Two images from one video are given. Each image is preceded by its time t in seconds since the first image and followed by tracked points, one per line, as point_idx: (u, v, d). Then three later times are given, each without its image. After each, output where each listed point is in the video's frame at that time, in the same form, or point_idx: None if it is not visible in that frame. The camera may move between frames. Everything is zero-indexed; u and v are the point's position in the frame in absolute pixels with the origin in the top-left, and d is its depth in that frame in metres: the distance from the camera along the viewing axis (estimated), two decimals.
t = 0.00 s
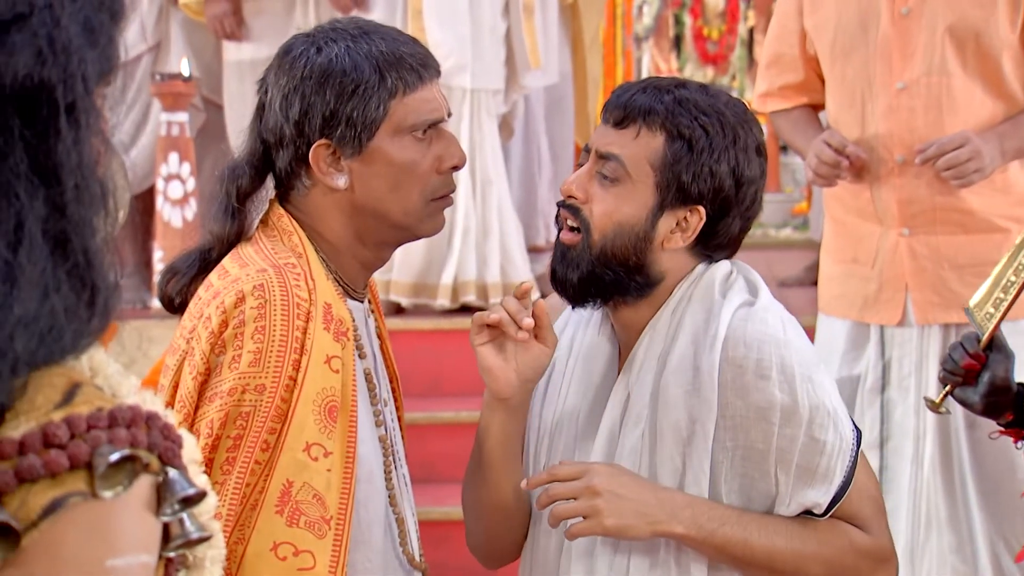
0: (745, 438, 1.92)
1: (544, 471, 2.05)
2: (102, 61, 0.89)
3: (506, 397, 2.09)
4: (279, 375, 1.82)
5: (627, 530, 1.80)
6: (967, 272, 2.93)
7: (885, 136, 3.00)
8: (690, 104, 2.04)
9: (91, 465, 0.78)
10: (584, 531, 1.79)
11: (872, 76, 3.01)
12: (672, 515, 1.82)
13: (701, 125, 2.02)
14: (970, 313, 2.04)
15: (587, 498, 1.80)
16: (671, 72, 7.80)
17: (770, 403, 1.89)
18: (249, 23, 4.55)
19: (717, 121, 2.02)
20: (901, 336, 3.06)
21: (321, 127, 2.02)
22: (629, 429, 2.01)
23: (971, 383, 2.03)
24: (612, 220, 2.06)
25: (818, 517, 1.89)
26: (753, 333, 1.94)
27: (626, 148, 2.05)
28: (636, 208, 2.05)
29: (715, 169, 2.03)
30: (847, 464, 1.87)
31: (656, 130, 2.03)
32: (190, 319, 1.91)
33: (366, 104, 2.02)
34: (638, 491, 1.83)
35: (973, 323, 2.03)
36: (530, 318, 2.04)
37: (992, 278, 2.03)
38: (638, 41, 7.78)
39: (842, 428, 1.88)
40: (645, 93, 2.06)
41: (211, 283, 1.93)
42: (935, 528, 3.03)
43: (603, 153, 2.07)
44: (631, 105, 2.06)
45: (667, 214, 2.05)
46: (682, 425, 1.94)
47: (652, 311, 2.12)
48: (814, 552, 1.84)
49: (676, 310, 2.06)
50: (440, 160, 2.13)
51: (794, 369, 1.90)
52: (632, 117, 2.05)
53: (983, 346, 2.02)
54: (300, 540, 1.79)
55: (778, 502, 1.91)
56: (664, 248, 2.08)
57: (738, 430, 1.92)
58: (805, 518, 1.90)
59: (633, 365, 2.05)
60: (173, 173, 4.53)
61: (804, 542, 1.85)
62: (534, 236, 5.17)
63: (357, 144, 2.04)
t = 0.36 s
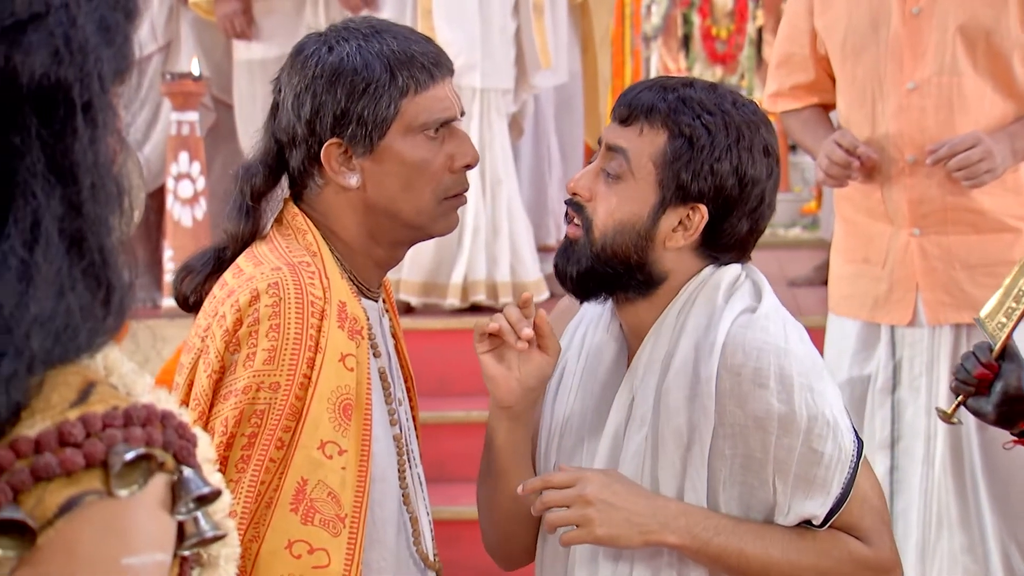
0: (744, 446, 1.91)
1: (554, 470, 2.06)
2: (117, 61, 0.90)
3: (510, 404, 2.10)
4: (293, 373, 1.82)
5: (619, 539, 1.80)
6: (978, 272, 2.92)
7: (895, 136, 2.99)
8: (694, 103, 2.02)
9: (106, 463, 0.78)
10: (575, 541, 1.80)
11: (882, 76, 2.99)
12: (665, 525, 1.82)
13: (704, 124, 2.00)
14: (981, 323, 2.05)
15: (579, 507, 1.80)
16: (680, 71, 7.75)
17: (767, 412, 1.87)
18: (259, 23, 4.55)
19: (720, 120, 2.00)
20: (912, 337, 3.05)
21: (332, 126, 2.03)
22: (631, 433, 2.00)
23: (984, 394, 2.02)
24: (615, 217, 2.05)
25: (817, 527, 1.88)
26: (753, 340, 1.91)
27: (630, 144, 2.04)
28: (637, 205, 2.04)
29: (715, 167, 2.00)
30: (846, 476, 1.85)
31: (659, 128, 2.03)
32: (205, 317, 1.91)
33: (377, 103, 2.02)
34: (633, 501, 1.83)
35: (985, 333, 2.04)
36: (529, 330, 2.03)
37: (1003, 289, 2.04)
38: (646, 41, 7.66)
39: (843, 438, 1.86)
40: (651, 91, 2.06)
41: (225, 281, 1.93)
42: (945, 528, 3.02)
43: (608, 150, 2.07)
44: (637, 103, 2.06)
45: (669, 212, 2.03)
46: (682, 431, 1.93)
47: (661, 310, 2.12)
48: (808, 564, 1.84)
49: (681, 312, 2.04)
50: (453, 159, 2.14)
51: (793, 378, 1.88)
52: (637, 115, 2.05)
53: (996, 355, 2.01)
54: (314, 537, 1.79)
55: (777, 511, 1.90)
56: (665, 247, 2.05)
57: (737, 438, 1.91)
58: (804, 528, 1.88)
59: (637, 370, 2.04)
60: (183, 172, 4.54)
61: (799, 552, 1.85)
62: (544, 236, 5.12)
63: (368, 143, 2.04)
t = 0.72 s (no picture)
0: (745, 447, 1.86)
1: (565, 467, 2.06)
2: (139, 61, 0.90)
3: (515, 405, 2.11)
4: (309, 373, 1.82)
5: (616, 536, 1.78)
6: (988, 271, 2.89)
7: (904, 136, 2.98)
8: (699, 98, 2.00)
9: (131, 463, 0.78)
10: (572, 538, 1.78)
11: (891, 77, 2.98)
12: (662, 523, 1.79)
13: (709, 119, 1.97)
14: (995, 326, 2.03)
15: (577, 504, 1.78)
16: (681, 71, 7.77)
17: (767, 412, 1.82)
18: (265, 22, 4.56)
19: (725, 117, 1.97)
20: (921, 337, 3.04)
21: (345, 127, 2.03)
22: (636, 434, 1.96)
23: (996, 395, 2.01)
24: (615, 210, 2.03)
25: (819, 528, 1.82)
26: (753, 338, 1.86)
27: (635, 137, 2.02)
28: (637, 198, 2.01)
29: (715, 163, 1.96)
30: (847, 476, 1.79)
31: (664, 122, 2.01)
32: (220, 316, 1.91)
33: (390, 103, 2.02)
34: (624, 496, 1.80)
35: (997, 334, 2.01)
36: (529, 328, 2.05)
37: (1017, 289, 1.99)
38: (648, 40, 7.71)
39: (844, 438, 1.79)
40: (659, 85, 2.04)
41: (241, 281, 1.93)
42: (955, 527, 3.00)
43: (614, 144, 2.06)
44: (645, 97, 2.05)
45: (670, 205, 2.00)
46: (684, 430, 1.90)
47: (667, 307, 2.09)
48: (808, 565, 1.79)
49: (685, 311, 2.00)
50: (467, 159, 2.13)
51: (792, 378, 1.82)
52: (643, 109, 2.03)
53: (1009, 357, 1.99)
54: (329, 538, 1.79)
55: (779, 512, 1.85)
56: (664, 242, 2.02)
57: (738, 438, 1.87)
58: (806, 529, 1.84)
59: (641, 370, 2.00)
60: (188, 173, 4.55)
61: (801, 552, 1.80)
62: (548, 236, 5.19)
63: (382, 143, 2.04)
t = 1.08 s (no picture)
0: (758, 448, 1.86)
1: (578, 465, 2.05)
2: (166, 61, 0.89)
3: (522, 403, 2.11)
4: (322, 373, 1.81)
5: (628, 540, 1.76)
6: (995, 272, 2.89)
7: (911, 136, 2.97)
8: (711, 97, 1.99)
9: (162, 465, 0.78)
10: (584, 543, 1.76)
11: (898, 77, 2.97)
12: (676, 526, 1.77)
13: (720, 118, 1.96)
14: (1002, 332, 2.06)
15: (589, 508, 1.77)
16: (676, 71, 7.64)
17: (779, 413, 1.81)
18: (266, 20, 4.55)
19: (737, 117, 1.96)
20: (928, 337, 3.03)
21: (356, 127, 2.03)
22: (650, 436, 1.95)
23: (1005, 401, 2.02)
24: (623, 205, 2.03)
25: (834, 530, 1.81)
26: (765, 339, 1.85)
27: (646, 134, 2.02)
28: (646, 195, 2.01)
29: (723, 161, 1.95)
30: (862, 478, 1.78)
31: (675, 120, 2.00)
32: (233, 317, 1.91)
33: (401, 102, 2.02)
34: (637, 499, 1.78)
35: (1005, 340, 2.05)
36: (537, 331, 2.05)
37: None
38: (643, 40, 7.54)
39: (857, 440, 1.78)
40: (673, 81, 2.04)
41: (254, 281, 1.93)
42: (962, 527, 3.00)
43: (625, 141, 2.06)
44: (659, 94, 2.04)
45: (677, 202, 1.99)
46: (697, 432, 1.89)
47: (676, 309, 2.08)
48: (825, 567, 1.79)
49: (699, 312, 1.99)
50: (479, 158, 2.13)
51: (805, 378, 1.81)
52: (655, 107, 2.03)
53: (1017, 362, 2.01)
54: (342, 540, 1.78)
55: (794, 514, 1.84)
56: (670, 241, 2.00)
57: (751, 439, 1.86)
58: (819, 531, 1.83)
59: (655, 372, 1.99)
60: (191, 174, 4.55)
61: (815, 554, 1.79)
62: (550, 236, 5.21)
63: (392, 143, 2.03)
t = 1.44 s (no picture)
0: (760, 447, 1.86)
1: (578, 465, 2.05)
2: (179, 60, 0.89)
3: (520, 403, 2.10)
4: (318, 374, 1.81)
5: (631, 540, 1.76)
6: (987, 272, 2.90)
7: (902, 136, 2.97)
8: (704, 96, 1.99)
9: (180, 468, 0.77)
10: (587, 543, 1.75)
11: (889, 78, 2.98)
12: (679, 526, 1.78)
13: (714, 118, 1.96)
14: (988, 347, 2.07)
15: (590, 508, 1.76)
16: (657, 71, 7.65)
17: (781, 412, 1.81)
18: (252, 20, 4.48)
19: (731, 115, 1.96)
20: (920, 337, 3.03)
21: (351, 126, 2.02)
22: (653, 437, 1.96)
23: (994, 415, 2.03)
24: (620, 208, 2.03)
25: (838, 529, 1.81)
26: (765, 337, 1.86)
27: (641, 136, 2.02)
28: (644, 196, 2.01)
29: (720, 161, 1.95)
30: (865, 476, 1.78)
31: (669, 121, 2.00)
32: (229, 318, 1.90)
33: (396, 101, 2.01)
34: (640, 499, 1.78)
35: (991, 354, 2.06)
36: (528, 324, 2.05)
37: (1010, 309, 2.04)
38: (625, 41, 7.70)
39: (860, 437, 1.78)
40: (664, 82, 2.04)
41: (249, 282, 1.92)
42: (955, 526, 3.01)
43: (620, 143, 2.06)
44: (652, 96, 2.04)
45: (675, 204, 1.99)
46: (698, 433, 1.89)
47: (677, 309, 2.07)
48: (829, 566, 1.79)
49: (700, 312, 1.99)
50: (474, 157, 2.13)
51: (806, 377, 1.81)
52: (648, 109, 2.03)
53: (1003, 377, 2.03)
54: (339, 541, 1.78)
55: (797, 513, 1.84)
56: (670, 242, 2.00)
57: (753, 438, 1.86)
58: (822, 529, 1.83)
59: (658, 374, 2.00)
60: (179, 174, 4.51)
61: (818, 554, 1.80)
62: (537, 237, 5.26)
63: (388, 142, 2.03)
